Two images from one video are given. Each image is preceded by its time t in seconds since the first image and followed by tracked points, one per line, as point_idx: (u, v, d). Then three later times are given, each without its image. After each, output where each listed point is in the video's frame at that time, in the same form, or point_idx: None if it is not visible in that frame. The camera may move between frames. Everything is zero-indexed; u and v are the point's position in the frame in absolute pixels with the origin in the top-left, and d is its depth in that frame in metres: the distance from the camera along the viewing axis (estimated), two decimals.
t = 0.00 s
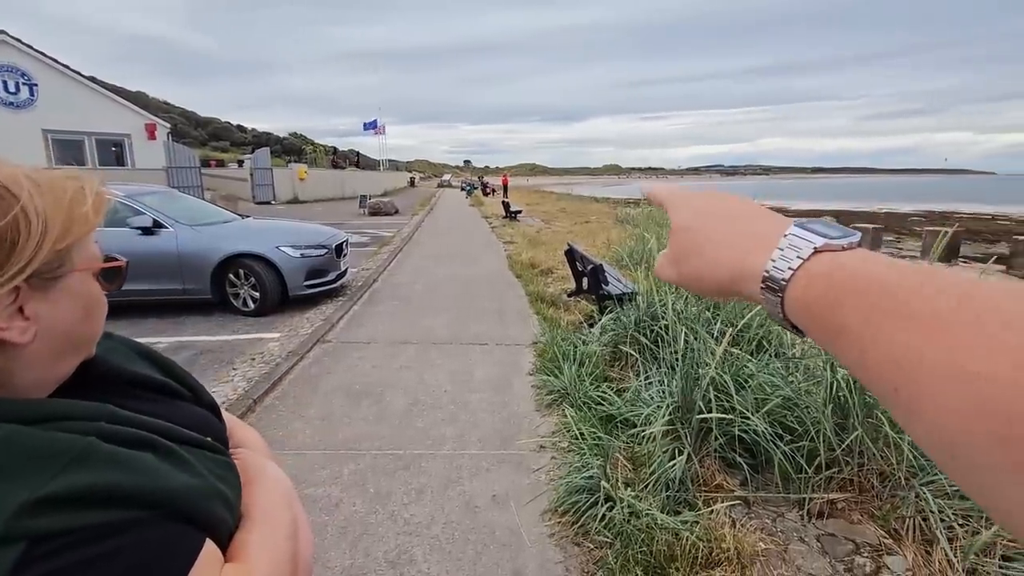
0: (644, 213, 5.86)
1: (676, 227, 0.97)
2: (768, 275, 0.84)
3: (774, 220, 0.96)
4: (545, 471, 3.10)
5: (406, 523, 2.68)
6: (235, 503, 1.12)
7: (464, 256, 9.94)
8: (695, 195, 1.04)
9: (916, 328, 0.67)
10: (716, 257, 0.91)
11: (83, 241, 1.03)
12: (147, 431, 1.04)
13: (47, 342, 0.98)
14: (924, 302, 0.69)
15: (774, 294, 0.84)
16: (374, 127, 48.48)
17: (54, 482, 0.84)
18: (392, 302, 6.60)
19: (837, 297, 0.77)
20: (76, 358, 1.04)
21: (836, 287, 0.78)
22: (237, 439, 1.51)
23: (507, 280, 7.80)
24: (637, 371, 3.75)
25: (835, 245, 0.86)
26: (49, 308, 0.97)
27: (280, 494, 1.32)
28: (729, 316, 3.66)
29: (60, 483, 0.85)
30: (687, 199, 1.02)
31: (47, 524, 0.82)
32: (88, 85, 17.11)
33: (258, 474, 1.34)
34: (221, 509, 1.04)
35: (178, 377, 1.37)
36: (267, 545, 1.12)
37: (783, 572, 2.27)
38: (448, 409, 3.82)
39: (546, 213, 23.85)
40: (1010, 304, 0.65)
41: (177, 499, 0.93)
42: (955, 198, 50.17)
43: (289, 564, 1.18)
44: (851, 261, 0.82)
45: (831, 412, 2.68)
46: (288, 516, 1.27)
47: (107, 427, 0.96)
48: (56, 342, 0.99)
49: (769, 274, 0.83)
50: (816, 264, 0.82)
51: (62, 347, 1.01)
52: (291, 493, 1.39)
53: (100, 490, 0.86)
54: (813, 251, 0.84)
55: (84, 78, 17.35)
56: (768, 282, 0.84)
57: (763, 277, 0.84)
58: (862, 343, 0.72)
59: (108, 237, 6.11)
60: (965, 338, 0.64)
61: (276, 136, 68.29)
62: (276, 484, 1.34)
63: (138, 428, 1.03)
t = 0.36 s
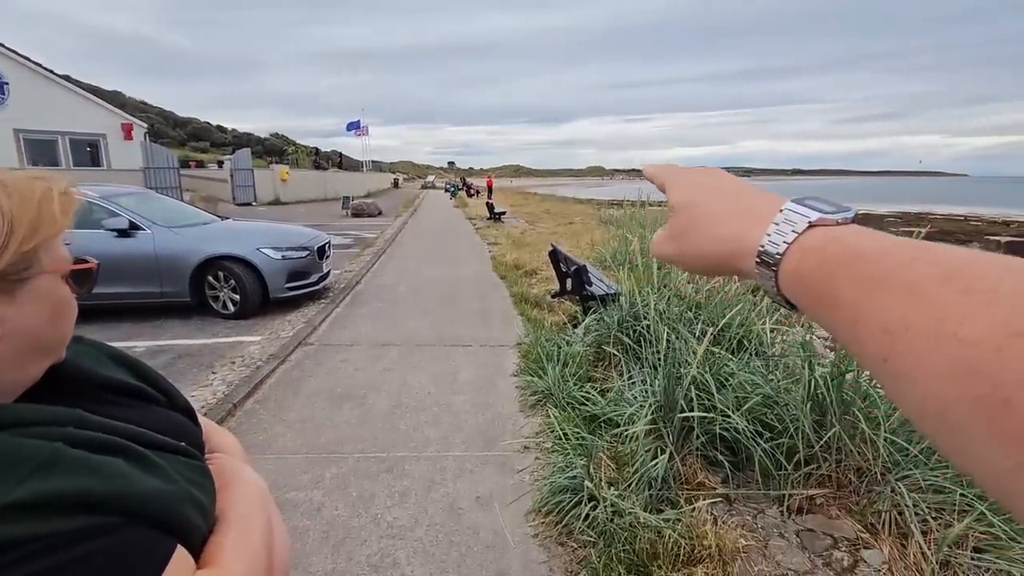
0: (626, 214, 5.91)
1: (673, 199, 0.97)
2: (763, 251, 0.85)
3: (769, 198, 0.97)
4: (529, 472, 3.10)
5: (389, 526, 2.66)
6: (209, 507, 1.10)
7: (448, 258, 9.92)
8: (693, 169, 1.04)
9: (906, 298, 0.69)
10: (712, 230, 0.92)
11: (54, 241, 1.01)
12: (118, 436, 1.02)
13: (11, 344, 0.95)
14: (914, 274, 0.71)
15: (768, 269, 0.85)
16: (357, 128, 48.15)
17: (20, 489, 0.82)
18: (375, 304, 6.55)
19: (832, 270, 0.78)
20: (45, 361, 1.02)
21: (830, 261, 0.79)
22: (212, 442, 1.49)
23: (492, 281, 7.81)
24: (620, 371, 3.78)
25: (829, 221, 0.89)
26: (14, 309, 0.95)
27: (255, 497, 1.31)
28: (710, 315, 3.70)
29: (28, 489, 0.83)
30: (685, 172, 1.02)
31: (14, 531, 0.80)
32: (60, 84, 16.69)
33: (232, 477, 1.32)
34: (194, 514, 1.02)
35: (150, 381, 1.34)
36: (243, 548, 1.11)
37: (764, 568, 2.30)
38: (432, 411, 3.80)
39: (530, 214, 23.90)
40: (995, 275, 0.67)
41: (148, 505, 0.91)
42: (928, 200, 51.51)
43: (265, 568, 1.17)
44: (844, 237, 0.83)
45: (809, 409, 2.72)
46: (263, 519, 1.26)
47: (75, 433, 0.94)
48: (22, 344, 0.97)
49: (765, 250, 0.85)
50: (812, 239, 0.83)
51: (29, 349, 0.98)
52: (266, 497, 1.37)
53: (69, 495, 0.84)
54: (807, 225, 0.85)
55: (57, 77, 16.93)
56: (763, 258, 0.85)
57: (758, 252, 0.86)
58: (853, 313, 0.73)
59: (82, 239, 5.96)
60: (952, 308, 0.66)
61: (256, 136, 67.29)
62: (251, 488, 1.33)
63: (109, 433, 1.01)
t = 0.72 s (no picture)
0: (611, 214, 5.94)
1: (655, 208, 0.97)
2: (743, 258, 0.83)
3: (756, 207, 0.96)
4: (515, 473, 3.11)
5: (375, 529, 2.65)
6: (181, 517, 1.09)
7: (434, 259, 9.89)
8: (679, 177, 1.04)
9: (891, 305, 0.67)
10: (693, 236, 0.91)
11: (18, 247, 1.01)
12: (85, 446, 1.00)
13: None
14: (899, 280, 0.68)
15: (749, 278, 0.82)
16: (340, 129, 47.74)
17: None
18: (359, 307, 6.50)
19: (813, 277, 0.76)
20: (13, 369, 1.02)
21: (814, 267, 0.77)
22: (191, 448, 1.47)
23: (477, 282, 7.80)
24: (605, 370, 3.80)
25: (812, 229, 0.85)
26: None
27: (231, 504, 1.29)
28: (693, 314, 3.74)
29: None
30: (670, 181, 1.02)
31: None
32: (33, 83, 16.28)
33: (210, 484, 1.31)
34: (164, 525, 1.01)
35: (125, 388, 1.31)
36: (217, 557, 1.10)
37: (746, 562, 2.33)
38: (418, 413, 3.79)
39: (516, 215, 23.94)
40: (980, 279, 0.65)
41: (114, 517, 0.90)
42: (904, 198, 52.66)
43: None
44: (829, 244, 0.81)
45: (790, 405, 2.76)
46: (238, 527, 1.25)
47: (40, 444, 0.92)
48: None
49: (746, 257, 0.82)
50: (794, 245, 0.81)
51: None
52: (244, 504, 1.36)
53: (30, 508, 0.83)
54: (787, 234, 0.83)
55: (30, 77, 16.52)
56: (744, 265, 0.82)
57: (740, 260, 0.83)
58: (839, 322, 0.70)
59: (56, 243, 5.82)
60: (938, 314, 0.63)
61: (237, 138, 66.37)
62: (229, 494, 1.31)
63: (76, 443, 0.99)
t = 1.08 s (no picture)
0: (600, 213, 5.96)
1: (649, 244, 0.95)
2: (755, 294, 0.81)
3: (756, 242, 0.94)
4: (507, 472, 3.10)
5: (366, 530, 2.63)
6: (164, 523, 1.07)
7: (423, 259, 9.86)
8: (672, 212, 1.02)
9: (922, 353, 0.65)
10: (693, 274, 0.89)
11: None
12: (63, 451, 0.98)
13: None
14: (924, 326, 0.67)
15: (764, 317, 0.81)
16: (328, 129, 47.46)
17: None
18: (349, 308, 6.46)
19: (833, 318, 0.74)
20: None
21: (832, 307, 0.75)
22: (182, 450, 1.45)
23: (468, 282, 7.79)
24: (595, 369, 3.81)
25: (824, 263, 0.84)
26: None
27: (219, 509, 1.28)
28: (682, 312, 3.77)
29: None
30: (663, 213, 1.00)
31: None
32: (13, 83, 16.00)
33: (198, 488, 1.29)
34: (143, 532, 0.99)
35: (115, 390, 1.29)
36: (201, 563, 1.09)
37: (737, 557, 2.35)
38: (409, 414, 3.77)
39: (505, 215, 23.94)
40: (1001, 324, 0.65)
41: (87, 524, 0.88)
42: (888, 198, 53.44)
43: None
44: (841, 278, 0.80)
45: (778, 401, 2.79)
46: (225, 532, 1.23)
47: (15, 449, 0.91)
48: None
49: (758, 294, 0.81)
50: (809, 283, 0.80)
51: None
52: (232, 509, 1.34)
53: None
54: (799, 270, 0.81)
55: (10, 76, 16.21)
56: (756, 302, 0.81)
57: (751, 296, 0.82)
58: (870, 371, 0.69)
59: (39, 244, 5.72)
60: (974, 368, 0.63)
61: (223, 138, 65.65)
62: (217, 499, 1.30)
63: (53, 448, 0.98)
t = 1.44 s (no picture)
0: (594, 211, 5.95)
1: (706, 257, 1.02)
2: (810, 298, 0.90)
3: (813, 246, 1.00)
4: (503, 471, 3.10)
5: (362, 531, 2.62)
6: (164, 526, 1.06)
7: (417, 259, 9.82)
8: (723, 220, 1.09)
9: (969, 354, 0.73)
10: (754, 281, 0.96)
11: None
12: (61, 454, 0.97)
13: None
14: (972, 329, 0.75)
15: (818, 318, 0.89)
16: (320, 128, 47.16)
17: None
18: (342, 307, 6.43)
19: (887, 321, 0.82)
20: None
21: (886, 311, 0.83)
22: (185, 451, 1.44)
23: (461, 281, 7.77)
24: (591, 367, 3.82)
25: (877, 267, 0.92)
26: None
27: (221, 511, 1.27)
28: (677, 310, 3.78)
29: None
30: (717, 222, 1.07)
31: None
32: None
33: (200, 489, 1.29)
34: (143, 535, 0.98)
35: (117, 390, 1.28)
36: (203, 566, 1.08)
37: (733, 554, 2.36)
38: (404, 413, 3.76)
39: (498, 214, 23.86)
40: None
41: (85, 528, 0.87)
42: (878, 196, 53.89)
43: None
44: (896, 283, 0.88)
45: (773, 399, 2.81)
46: (227, 535, 1.22)
47: (14, 451, 0.90)
48: None
49: (812, 297, 0.89)
50: (863, 285, 0.88)
51: None
52: (234, 512, 1.33)
53: None
54: (854, 275, 0.89)
55: None
56: (812, 305, 0.89)
57: (805, 300, 0.90)
58: (922, 371, 0.77)
59: (26, 244, 5.64)
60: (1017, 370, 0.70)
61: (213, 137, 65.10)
62: (219, 500, 1.29)
63: (53, 450, 0.97)
